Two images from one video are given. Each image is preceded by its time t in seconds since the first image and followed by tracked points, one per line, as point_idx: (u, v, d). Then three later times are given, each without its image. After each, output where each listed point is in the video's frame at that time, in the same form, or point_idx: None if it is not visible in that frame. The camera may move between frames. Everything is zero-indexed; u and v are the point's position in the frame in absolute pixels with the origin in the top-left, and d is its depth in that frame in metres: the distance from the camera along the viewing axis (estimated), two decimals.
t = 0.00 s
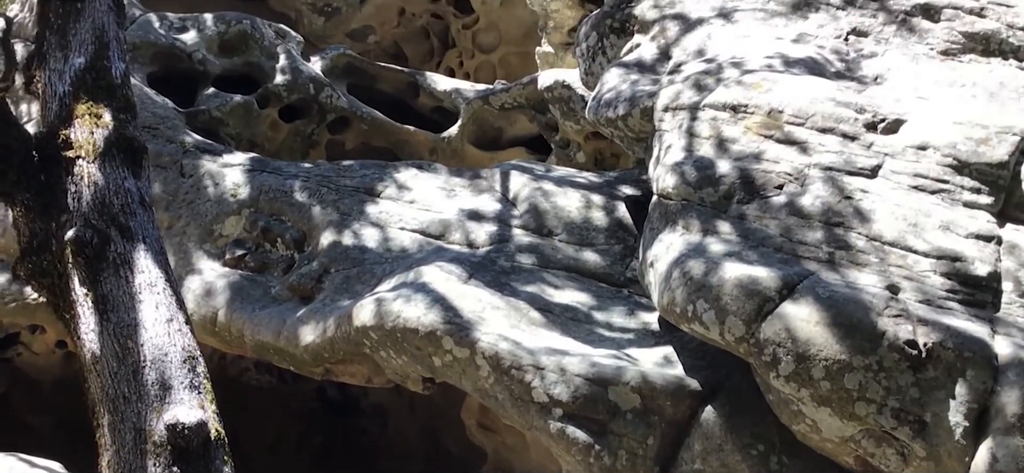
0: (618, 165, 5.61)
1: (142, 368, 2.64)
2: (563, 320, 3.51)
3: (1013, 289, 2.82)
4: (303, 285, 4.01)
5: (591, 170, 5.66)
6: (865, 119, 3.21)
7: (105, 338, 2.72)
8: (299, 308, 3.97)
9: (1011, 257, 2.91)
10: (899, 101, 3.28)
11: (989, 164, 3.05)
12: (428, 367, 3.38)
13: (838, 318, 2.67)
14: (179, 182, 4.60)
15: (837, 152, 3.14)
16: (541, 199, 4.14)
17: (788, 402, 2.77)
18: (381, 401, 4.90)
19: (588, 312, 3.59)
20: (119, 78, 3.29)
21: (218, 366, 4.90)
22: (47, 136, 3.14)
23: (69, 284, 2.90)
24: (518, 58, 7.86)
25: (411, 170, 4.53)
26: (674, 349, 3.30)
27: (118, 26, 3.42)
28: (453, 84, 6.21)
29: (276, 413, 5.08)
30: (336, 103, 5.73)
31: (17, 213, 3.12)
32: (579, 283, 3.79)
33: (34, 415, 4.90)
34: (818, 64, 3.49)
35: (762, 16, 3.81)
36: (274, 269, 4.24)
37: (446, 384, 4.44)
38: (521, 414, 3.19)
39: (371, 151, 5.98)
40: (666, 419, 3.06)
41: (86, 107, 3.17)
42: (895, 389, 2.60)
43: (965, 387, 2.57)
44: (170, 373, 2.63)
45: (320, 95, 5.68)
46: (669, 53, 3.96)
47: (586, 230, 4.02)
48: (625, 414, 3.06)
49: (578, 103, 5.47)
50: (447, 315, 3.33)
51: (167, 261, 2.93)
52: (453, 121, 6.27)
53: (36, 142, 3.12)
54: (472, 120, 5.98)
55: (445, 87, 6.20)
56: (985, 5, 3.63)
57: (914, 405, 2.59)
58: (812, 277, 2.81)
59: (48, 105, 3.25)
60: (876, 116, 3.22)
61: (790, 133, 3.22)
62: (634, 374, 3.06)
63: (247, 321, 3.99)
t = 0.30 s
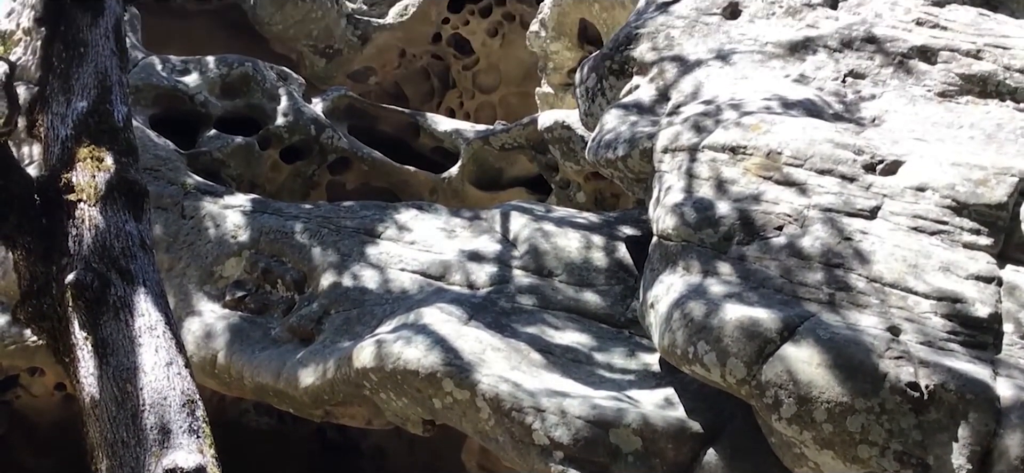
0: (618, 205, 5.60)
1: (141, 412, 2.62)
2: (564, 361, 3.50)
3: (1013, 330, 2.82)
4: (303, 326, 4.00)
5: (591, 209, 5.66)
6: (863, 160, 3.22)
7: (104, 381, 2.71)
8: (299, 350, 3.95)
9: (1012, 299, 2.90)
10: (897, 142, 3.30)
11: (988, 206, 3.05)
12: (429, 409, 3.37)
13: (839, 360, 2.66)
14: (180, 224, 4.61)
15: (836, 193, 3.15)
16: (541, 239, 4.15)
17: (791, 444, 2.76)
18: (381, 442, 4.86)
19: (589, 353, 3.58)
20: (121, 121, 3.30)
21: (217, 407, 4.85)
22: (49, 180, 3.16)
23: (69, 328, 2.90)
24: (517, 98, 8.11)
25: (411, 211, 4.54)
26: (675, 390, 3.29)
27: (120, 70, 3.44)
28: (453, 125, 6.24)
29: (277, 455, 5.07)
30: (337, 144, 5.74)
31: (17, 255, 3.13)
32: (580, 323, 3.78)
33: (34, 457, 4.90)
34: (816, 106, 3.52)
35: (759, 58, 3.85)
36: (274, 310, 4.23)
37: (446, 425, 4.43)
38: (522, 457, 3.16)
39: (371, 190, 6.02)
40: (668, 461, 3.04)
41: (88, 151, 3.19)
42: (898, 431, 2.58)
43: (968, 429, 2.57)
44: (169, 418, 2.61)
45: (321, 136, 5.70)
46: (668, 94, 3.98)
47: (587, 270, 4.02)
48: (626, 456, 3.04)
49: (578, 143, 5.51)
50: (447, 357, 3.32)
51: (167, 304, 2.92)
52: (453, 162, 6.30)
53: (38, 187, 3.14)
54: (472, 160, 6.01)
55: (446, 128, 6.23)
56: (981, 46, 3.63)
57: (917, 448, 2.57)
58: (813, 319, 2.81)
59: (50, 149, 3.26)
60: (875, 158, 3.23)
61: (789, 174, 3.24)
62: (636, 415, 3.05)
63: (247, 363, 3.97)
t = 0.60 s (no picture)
0: (618, 239, 5.61)
1: (140, 450, 2.61)
2: (564, 396, 3.49)
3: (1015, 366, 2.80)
4: (304, 361, 3.99)
5: (592, 244, 5.66)
6: (863, 195, 3.23)
7: (104, 418, 2.70)
8: (299, 385, 3.94)
9: (1013, 335, 2.89)
10: (897, 177, 3.31)
11: (988, 240, 3.05)
12: (430, 445, 3.35)
13: (842, 395, 2.65)
14: (181, 258, 4.62)
15: (835, 228, 3.15)
16: (541, 273, 4.15)
17: None
18: None
19: (589, 388, 3.57)
20: (123, 157, 3.31)
21: (217, 441, 4.85)
22: (51, 216, 3.16)
23: (69, 365, 2.89)
24: (518, 131, 8.22)
25: (412, 245, 4.55)
26: (676, 426, 3.28)
27: (123, 106, 3.46)
28: (454, 159, 6.27)
29: None
30: (339, 178, 5.75)
31: (17, 291, 3.13)
32: (581, 358, 3.77)
33: None
34: (815, 140, 3.54)
35: (759, 93, 3.88)
36: (274, 345, 4.23)
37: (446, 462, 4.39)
38: None
39: (372, 225, 6.00)
40: None
41: (89, 186, 3.19)
42: (901, 468, 2.56)
43: (971, 466, 2.56)
44: (167, 455, 2.60)
45: (322, 170, 5.71)
46: (667, 128, 4.00)
47: (587, 305, 4.02)
48: None
49: (580, 177, 5.54)
50: (448, 392, 3.32)
51: (167, 340, 2.92)
52: (454, 195, 6.31)
53: (40, 223, 3.15)
54: (473, 193, 6.03)
55: (447, 163, 6.26)
56: (979, 81, 3.63)
57: None
58: (814, 354, 2.80)
59: (52, 185, 3.27)
60: (874, 193, 3.24)
61: (789, 209, 3.24)
62: (636, 451, 3.03)
63: (247, 398, 3.97)
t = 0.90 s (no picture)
0: (620, 274, 5.65)
1: None
2: (566, 433, 3.46)
3: (1019, 403, 2.78)
4: (304, 397, 3.98)
5: (593, 278, 5.68)
6: (864, 231, 3.23)
7: (104, 455, 2.69)
8: (299, 421, 3.92)
9: (1017, 372, 2.85)
10: (898, 213, 3.31)
11: (990, 276, 3.02)
12: None
13: (846, 433, 2.65)
14: (182, 292, 4.62)
15: (837, 263, 3.15)
16: (542, 308, 4.15)
17: None
18: None
19: (591, 424, 3.55)
20: (127, 194, 3.31)
21: None
22: (53, 251, 3.16)
23: (70, 402, 2.88)
24: (520, 166, 8.24)
25: (414, 279, 4.56)
26: (678, 463, 3.26)
27: (127, 142, 3.47)
28: (455, 194, 6.31)
29: None
30: (341, 212, 5.76)
31: (19, 328, 3.14)
32: (582, 394, 3.75)
33: None
34: (816, 176, 3.56)
35: (759, 128, 3.92)
36: (275, 380, 4.21)
37: None
38: None
39: (374, 261, 5.99)
40: None
41: (92, 222, 3.20)
42: None
43: None
44: None
45: (325, 205, 5.72)
46: (668, 164, 4.01)
47: (588, 340, 4.01)
48: None
49: (581, 212, 5.55)
50: (449, 429, 3.30)
51: (168, 376, 2.91)
52: (456, 230, 6.31)
53: (42, 258, 3.15)
54: (474, 228, 6.05)
55: (449, 197, 6.29)
56: (979, 118, 3.61)
57: None
58: (817, 391, 2.79)
59: (55, 221, 3.28)
60: (876, 228, 3.24)
61: (790, 245, 3.25)
62: None
63: (247, 434, 3.95)
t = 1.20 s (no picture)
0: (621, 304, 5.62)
1: None
2: (567, 464, 3.42)
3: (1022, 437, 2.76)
4: (304, 428, 3.96)
5: (595, 309, 5.68)
6: (865, 264, 3.23)
7: None
8: (298, 452, 3.90)
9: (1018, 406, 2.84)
10: (899, 245, 3.31)
11: (992, 310, 3.00)
12: None
13: (849, 467, 2.62)
14: (183, 323, 4.62)
15: (838, 296, 3.15)
16: (543, 339, 4.15)
17: None
18: None
19: (592, 456, 3.49)
20: (128, 224, 3.32)
21: None
22: (54, 282, 3.16)
23: (69, 433, 2.87)
24: (521, 197, 8.29)
25: (415, 310, 4.56)
26: None
27: (128, 173, 3.49)
28: (456, 224, 6.32)
29: None
30: (342, 242, 5.78)
31: (19, 359, 3.13)
32: (583, 425, 3.72)
33: None
34: (817, 208, 3.56)
35: (759, 160, 3.94)
36: (274, 411, 4.20)
37: None
38: None
39: (376, 291, 5.99)
40: None
41: (93, 252, 3.20)
42: None
43: None
44: None
45: (326, 234, 5.73)
46: (668, 195, 4.02)
47: (589, 372, 3.99)
48: None
49: (582, 243, 5.54)
50: (449, 460, 3.29)
51: (167, 407, 2.90)
52: (457, 260, 6.31)
53: (43, 289, 3.15)
54: (475, 259, 6.06)
55: (450, 227, 6.30)
56: (979, 151, 3.61)
57: None
58: (820, 424, 2.78)
59: (57, 251, 3.28)
60: (877, 261, 3.24)
61: (791, 277, 3.24)
62: None
63: (245, 465, 3.91)
